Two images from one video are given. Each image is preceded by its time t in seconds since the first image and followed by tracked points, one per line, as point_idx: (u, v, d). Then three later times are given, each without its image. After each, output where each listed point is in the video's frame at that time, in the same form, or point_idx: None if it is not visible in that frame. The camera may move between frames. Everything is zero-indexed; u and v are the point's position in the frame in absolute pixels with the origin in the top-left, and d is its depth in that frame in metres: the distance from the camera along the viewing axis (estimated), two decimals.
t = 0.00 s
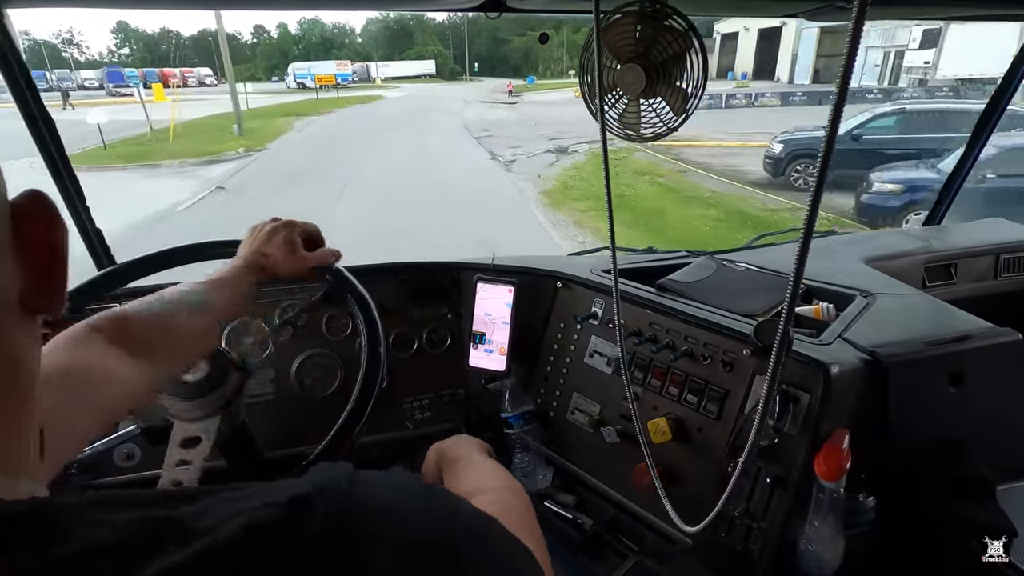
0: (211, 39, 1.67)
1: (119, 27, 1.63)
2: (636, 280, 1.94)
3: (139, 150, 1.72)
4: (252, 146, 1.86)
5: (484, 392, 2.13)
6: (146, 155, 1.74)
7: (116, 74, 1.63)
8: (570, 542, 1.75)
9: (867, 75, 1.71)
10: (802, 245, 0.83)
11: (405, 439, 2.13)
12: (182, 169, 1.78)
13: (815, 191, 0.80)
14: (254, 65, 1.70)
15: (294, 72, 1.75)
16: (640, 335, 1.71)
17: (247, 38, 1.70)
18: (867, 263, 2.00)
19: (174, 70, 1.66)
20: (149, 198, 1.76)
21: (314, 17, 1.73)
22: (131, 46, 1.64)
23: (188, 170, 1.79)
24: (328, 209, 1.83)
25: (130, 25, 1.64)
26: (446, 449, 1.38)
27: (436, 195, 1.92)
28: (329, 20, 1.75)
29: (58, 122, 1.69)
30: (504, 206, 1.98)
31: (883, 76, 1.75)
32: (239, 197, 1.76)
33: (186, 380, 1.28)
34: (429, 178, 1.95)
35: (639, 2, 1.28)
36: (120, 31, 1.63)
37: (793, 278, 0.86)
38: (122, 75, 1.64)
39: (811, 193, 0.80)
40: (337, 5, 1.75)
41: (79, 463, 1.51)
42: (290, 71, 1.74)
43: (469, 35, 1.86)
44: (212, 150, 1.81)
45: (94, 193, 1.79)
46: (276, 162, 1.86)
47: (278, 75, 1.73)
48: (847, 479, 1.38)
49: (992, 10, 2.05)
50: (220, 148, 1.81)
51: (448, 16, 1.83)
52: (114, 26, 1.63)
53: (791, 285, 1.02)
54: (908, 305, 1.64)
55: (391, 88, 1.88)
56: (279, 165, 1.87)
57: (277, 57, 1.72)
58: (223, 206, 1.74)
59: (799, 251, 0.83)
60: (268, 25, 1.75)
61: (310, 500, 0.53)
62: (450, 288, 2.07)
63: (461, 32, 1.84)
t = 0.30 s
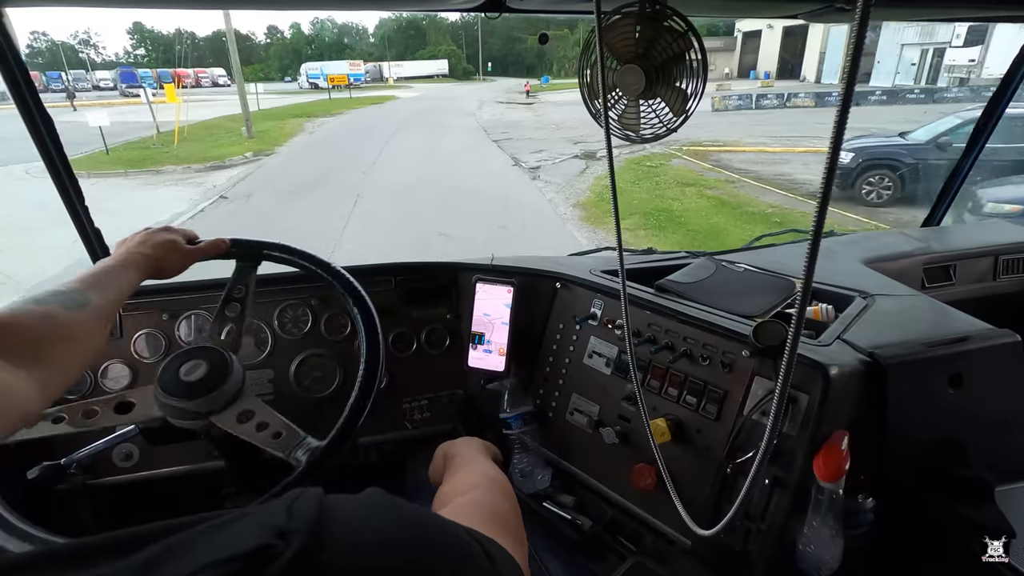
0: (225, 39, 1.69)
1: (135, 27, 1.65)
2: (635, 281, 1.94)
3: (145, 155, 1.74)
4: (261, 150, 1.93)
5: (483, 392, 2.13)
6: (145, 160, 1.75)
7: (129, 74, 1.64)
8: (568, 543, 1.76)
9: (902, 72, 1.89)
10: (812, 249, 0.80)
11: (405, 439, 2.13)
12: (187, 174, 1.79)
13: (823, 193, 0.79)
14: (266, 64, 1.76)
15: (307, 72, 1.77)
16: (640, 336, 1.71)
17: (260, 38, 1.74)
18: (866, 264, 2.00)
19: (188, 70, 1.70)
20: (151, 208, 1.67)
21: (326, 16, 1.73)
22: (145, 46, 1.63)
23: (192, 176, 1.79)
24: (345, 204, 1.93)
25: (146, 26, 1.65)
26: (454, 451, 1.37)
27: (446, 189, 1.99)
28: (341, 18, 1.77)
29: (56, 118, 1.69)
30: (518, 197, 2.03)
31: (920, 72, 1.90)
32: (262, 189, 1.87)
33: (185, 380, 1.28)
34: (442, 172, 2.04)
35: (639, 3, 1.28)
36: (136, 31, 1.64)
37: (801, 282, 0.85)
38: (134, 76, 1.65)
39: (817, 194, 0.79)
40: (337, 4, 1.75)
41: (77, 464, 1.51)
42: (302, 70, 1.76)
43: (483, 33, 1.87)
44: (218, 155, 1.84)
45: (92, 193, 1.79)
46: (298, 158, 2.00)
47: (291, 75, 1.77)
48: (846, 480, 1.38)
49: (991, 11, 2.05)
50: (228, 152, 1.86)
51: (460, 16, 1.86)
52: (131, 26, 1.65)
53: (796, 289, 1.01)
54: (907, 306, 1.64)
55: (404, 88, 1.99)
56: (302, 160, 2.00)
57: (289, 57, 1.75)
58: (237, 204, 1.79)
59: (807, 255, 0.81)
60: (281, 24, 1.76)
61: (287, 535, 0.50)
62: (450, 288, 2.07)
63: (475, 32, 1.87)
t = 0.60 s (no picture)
0: (244, 40, 1.68)
1: (156, 27, 1.69)
2: (635, 281, 1.94)
3: (155, 158, 1.79)
4: (273, 155, 1.90)
5: (483, 392, 2.12)
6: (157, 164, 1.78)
7: (150, 74, 1.71)
8: (566, 543, 1.75)
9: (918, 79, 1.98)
10: (810, 248, 0.80)
11: (405, 439, 2.14)
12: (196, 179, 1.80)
13: (821, 191, 0.78)
14: (284, 65, 1.76)
15: (325, 72, 1.82)
16: (640, 336, 1.71)
17: (279, 38, 1.76)
18: (866, 264, 2.00)
19: (206, 70, 1.69)
20: (154, 216, 1.75)
21: (345, 15, 1.82)
22: (166, 45, 1.68)
23: (201, 181, 1.80)
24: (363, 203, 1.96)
25: (167, 25, 1.69)
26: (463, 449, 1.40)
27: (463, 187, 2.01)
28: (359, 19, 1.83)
29: (56, 120, 1.72)
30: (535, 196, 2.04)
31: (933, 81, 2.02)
32: (282, 188, 1.89)
33: (186, 381, 1.28)
34: (460, 171, 2.05)
35: (639, 3, 1.27)
36: (158, 31, 1.69)
37: (800, 282, 0.85)
38: (154, 75, 1.72)
39: (816, 191, 0.79)
40: (337, 5, 1.76)
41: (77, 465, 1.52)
42: (320, 69, 1.81)
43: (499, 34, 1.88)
44: (230, 160, 1.85)
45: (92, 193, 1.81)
46: (317, 158, 2.00)
47: (308, 74, 1.80)
48: (846, 479, 1.38)
49: (991, 11, 2.06)
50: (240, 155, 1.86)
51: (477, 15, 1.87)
52: (153, 27, 1.69)
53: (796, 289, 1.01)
54: (907, 306, 1.64)
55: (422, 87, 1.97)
56: (321, 160, 2.01)
57: (307, 58, 1.78)
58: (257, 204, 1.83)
59: (806, 254, 0.81)
60: (299, 25, 1.79)
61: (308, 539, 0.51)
62: (449, 288, 2.07)
63: (493, 32, 1.88)
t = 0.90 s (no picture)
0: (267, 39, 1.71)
1: (182, 27, 1.72)
2: (635, 280, 1.93)
3: (170, 161, 1.84)
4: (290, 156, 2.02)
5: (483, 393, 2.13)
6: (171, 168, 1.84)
7: (173, 72, 1.73)
8: (568, 543, 1.76)
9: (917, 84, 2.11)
10: (810, 248, 0.80)
11: (405, 439, 2.14)
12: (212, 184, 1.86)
13: (821, 191, 0.78)
14: (306, 64, 1.81)
15: (346, 70, 1.87)
16: (640, 336, 1.71)
17: (301, 37, 1.79)
18: (865, 264, 2.00)
19: (231, 68, 1.75)
20: (153, 217, 1.75)
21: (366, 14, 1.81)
22: (192, 44, 1.72)
23: (217, 185, 1.87)
24: (388, 197, 2.06)
25: (194, 24, 1.72)
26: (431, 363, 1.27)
27: (484, 181, 2.11)
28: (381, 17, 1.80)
29: (56, 120, 1.75)
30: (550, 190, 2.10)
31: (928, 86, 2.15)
32: (313, 182, 2.03)
33: (186, 381, 1.27)
34: (485, 165, 2.15)
35: (639, 3, 1.27)
36: (183, 30, 1.71)
37: (800, 283, 0.85)
38: (178, 73, 1.74)
39: (816, 190, 0.79)
40: (335, 5, 1.75)
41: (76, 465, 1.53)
42: (341, 68, 1.86)
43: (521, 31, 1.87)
44: (249, 162, 1.95)
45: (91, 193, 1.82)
46: (345, 156, 2.15)
47: (329, 72, 1.86)
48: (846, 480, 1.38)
49: (991, 11, 2.06)
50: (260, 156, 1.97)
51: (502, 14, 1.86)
52: (178, 26, 1.71)
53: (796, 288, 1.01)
54: (907, 306, 1.63)
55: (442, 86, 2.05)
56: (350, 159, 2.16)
57: (329, 56, 1.83)
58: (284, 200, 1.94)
59: (806, 254, 0.81)
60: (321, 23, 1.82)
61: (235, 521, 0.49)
62: (449, 288, 2.05)
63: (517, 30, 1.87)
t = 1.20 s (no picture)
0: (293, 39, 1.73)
1: (211, 26, 1.71)
2: (635, 281, 1.93)
3: (190, 165, 1.87)
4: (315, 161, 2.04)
5: (483, 393, 2.14)
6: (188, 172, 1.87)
7: (202, 70, 1.71)
8: (569, 544, 1.76)
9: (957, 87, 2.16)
10: (810, 248, 0.80)
11: (405, 438, 2.15)
12: (231, 190, 1.88)
13: (820, 191, 0.78)
14: (331, 63, 1.84)
15: (371, 69, 1.91)
16: (640, 337, 1.71)
17: (327, 36, 1.82)
18: (865, 264, 2.00)
19: (257, 66, 1.73)
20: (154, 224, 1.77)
21: (393, 14, 1.85)
22: (221, 43, 1.69)
23: (237, 190, 1.89)
24: (418, 203, 2.06)
25: (222, 24, 1.70)
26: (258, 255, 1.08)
27: (512, 188, 2.08)
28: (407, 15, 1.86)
29: (56, 121, 1.74)
30: (551, 187, 2.08)
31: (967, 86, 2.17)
32: (346, 184, 2.05)
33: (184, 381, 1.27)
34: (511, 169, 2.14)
35: (638, 3, 1.27)
36: (214, 30, 1.69)
37: (800, 283, 0.84)
38: (206, 71, 1.71)
39: (816, 189, 0.79)
40: (334, 6, 1.75)
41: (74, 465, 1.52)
42: (366, 67, 1.90)
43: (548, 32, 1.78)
44: (271, 167, 1.96)
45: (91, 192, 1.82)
46: (371, 162, 2.16)
47: (353, 71, 1.90)
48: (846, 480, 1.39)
49: (992, 12, 2.06)
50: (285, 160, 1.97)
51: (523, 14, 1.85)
52: (208, 26, 1.71)
53: (797, 287, 1.00)
54: (906, 307, 1.63)
55: (468, 85, 2.04)
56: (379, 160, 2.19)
57: (355, 56, 1.87)
58: (314, 205, 1.94)
59: (805, 254, 0.81)
60: (347, 22, 1.84)
61: (137, 424, 0.50)
62: (449, 288, 2.07)
63: (542, 29, 1.79)
